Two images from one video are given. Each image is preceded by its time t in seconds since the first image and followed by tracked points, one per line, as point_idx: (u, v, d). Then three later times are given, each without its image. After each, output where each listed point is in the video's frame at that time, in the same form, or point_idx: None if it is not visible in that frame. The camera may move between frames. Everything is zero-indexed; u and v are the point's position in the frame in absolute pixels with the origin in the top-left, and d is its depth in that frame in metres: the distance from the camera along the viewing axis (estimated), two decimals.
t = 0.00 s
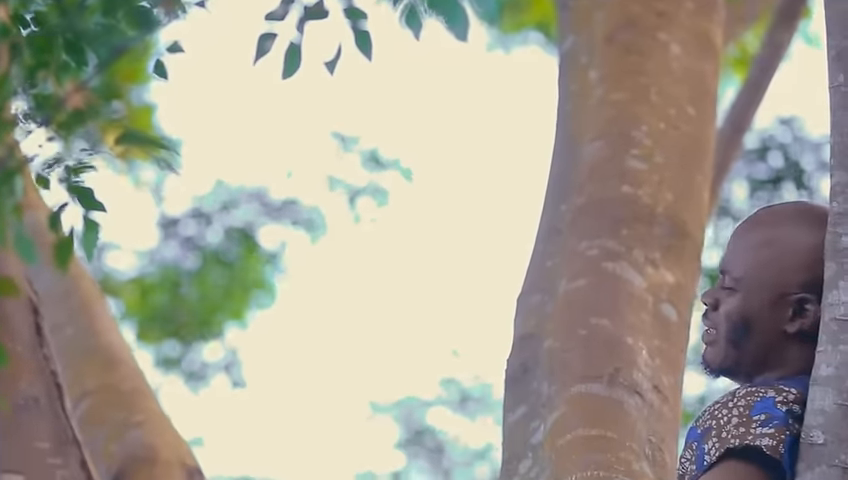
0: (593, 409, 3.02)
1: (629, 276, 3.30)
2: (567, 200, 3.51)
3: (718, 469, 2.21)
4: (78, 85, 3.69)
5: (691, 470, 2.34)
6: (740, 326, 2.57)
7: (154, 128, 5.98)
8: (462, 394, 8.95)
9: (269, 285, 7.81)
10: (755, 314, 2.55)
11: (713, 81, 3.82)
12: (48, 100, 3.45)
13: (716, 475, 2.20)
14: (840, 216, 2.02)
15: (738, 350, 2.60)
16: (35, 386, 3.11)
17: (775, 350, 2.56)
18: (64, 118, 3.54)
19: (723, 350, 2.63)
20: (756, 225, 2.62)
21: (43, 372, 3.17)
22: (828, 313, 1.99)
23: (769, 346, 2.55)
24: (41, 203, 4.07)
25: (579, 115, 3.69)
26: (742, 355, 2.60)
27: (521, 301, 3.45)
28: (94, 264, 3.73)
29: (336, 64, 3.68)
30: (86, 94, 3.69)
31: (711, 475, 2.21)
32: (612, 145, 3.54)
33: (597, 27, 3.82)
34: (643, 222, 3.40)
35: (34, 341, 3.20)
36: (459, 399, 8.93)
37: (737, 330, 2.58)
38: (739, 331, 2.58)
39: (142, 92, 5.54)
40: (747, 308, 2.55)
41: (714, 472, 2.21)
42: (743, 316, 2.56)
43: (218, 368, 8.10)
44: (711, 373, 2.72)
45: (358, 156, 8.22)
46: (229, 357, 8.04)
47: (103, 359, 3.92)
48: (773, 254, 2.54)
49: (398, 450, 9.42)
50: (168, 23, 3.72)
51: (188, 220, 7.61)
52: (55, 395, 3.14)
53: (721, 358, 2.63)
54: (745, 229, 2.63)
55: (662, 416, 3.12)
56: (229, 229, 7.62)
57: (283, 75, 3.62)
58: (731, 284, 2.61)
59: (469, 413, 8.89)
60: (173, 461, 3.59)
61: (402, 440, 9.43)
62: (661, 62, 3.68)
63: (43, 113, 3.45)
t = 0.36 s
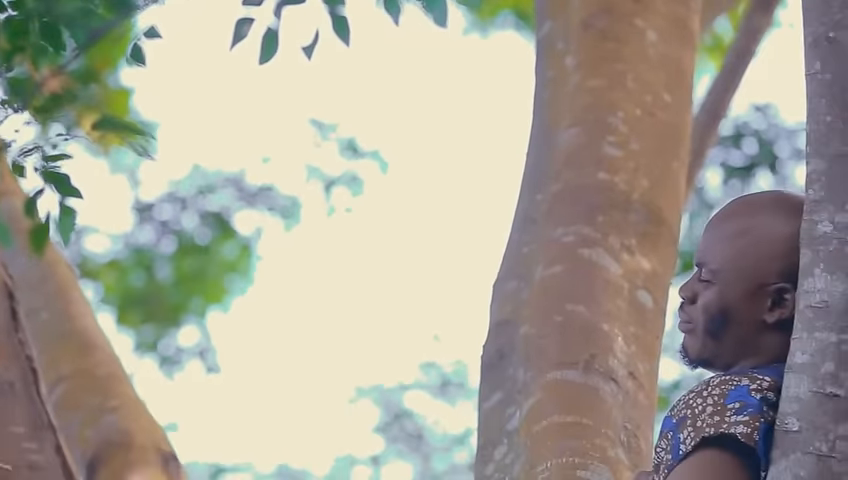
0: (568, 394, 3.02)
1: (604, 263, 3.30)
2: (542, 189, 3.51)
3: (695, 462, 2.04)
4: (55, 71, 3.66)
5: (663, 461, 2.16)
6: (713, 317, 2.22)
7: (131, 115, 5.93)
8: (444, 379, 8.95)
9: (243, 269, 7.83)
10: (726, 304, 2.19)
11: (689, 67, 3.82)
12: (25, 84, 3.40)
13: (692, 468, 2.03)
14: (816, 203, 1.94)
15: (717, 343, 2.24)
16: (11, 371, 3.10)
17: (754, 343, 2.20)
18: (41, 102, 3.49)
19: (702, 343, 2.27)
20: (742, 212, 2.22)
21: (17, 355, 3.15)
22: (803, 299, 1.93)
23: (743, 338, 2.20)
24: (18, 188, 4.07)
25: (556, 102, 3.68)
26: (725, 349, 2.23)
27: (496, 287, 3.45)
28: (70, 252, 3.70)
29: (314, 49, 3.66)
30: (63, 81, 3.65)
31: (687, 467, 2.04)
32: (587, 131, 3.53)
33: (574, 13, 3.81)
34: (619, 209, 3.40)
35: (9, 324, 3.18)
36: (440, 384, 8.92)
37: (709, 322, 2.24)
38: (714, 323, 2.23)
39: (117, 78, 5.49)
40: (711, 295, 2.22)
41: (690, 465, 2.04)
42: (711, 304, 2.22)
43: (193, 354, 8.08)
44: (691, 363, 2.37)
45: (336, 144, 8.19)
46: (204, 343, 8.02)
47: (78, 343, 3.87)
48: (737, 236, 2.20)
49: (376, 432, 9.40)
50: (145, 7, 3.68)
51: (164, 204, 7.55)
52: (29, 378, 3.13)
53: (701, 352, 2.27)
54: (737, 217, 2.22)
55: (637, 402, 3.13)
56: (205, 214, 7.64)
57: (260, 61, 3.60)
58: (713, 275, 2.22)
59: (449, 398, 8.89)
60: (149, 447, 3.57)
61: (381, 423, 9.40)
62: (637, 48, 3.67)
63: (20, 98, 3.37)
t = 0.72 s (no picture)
0: (545, 383, 3.02)
1: (581, 252, 3.30)
2: (520, 178, 3.51)
3: (673, 452, 2.04)
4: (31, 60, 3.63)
5: (640, 450, 2.16)
6: (694, 308, 2.22)
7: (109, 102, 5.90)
8: (417, 368, 8.96)
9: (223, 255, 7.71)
10: (707, 295, 2.19)
11: (668, 57, 3.82)
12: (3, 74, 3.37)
13: (669, 458, 2.03)
14: (793, 193, 1.94)
15: (699, 334, 2.23)
16: None
17: (735, 334, 2.19)
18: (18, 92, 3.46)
19: (683, 335, 2.26)
20: (722, 204, 2.22)
21: None
22: (780, 289, 1.93)
23: (724, 329, 2.20)
24: None
25: (534, 91, 3.68)
26: (706, 340, 2.23)
27: (474, 276, 3.45)
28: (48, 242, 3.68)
29: (293, 39, 3.65)
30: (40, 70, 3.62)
31: (664, 458, 2.04)
32: (565, 121, 3.54)
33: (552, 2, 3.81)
34: (596, 198, 3.40)
35: None
36: (414, 374, 8.92)
37: (690, 314, 2.23)
38: (694, 315, 2.22)
39: (95, 66, 5.46)
40: (693, 286, 2.22)
41: (668, 456, 2.04)
42: (692, 296, 2.22)
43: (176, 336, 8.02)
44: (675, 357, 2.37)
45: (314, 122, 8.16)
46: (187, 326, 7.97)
47: (55, 330, 3.86)
48: (718, 228, 2.20)
49: (351, 421, 9.39)
50: None
51: (145, 187, 7.53)
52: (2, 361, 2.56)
53: (682, 343, 2.26)
54: (716, 209, 2.22)
55: (614, 391, 3.13)
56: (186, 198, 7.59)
57: (238, 51, 3.59)
58: (694, 267, 2.22)
59: (423, 388, 8.89)
60: (125, 434, 3.56)
61: (355, 413, 9.39)
62: (615, 37, 3.68)
63: None
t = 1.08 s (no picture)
0: (524, 372, 3.02)
1: (560, 240, 3.30)
2: (499, 166, 3.50)
3: (651, 439, 2.04)
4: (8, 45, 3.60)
5: (617, 438, 2.16)
6: (671, 295, 2.22)
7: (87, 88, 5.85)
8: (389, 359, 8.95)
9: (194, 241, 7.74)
10: (685, 283, 2.20)
11: (647, 46, 3.83)
12: None
13: (647, 445, 2.03)
14: (772, 182, 1.94)
15: (675, 321, 2.23)
16: None
17: (712, 322, 2.19)
18: None
19: (660, 323, 2.26)
20: (702, 193, 2.22)
21: None
22: (758, 278, 1.94)
23: (700, 316, 2.20)
24: None
25: (513, 79, 3.68)
26: (682, 327, 2.23)
27: (453, 264, 3.44)
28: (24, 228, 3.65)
29: (273, 26, 3.63)
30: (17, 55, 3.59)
31: (642, 445, 2.04)
32: (545, 109, 3.53)
33: None
34: (575, 186, 3.40)
35: None
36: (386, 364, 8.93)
37: (667, 301, 2.23)
38: (672, 301, 2.23)
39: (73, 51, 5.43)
40: (671, 273, 2.22)
41: (646, 442, 2.04)
42: (670, 283, 2.22)
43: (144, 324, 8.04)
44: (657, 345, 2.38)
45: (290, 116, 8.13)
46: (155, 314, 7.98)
47: (31, 317, 3.83)
48: (696, 216, 2.20)
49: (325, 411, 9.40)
50: None
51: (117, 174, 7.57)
52: None
53: (659, 330, 2.26)
54: (696, 198, 2.22)
55: (592, 380, 3.13)
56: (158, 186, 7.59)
57: (219, 38, 3.57)
58: (672, 254, 2.22)
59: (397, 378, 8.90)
60: (104, 421, 3.54)
61: (329, 402, 9.40)
62: (595, 26, 3.68)
63: None
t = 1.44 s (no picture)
0: (502, 358, 3.02)
1: (539, 227, 3.30)
2: (479, 153, 3.50)
3: (630, 424, 2.05)
4: None
5: (597, 424, 2.16)
6: (650, 278, 2.23)
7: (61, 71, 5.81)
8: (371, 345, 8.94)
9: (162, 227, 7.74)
10: (663, 265, 2.21)
11: (626, 34, 3.83)
12: None
13: (626, 431, 2.04)
14: (751, 170, 1.95)
15: (653, 304, 2.24)
16: None
17: (688, 306, 2.20)
18: None
19: (640, 306, 2.27)
20: (686, 179, 2.22)
21: None
22: (737, 267, 1.94)
23: (677, 300, 2.20)
24: None
25: (493, 67, 3.68)
26: (660, 310, 2.23)
27: (432, 251, 3.44)
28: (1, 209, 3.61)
29: (254, 10, 3.62)
30: None
31: (622, 430, 2.05)
32: (524, 96, 3.53)
33: None
34: (555, 174, 3.40)
35: None
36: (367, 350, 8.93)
37: (646, 283, 2.24)
38: (651, 283, 2.23)
39: (47, 34, 5.39)
40: (651, 256, 2.23)
41: (625, 428, 2.05)
42: (650, 265, 2.23)
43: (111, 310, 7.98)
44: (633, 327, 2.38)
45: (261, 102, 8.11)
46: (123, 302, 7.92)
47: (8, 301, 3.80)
48: (678, 200, 2.21)
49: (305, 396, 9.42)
50: None
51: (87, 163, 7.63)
52: None
53: (638, 313, 2.27)
54: (679, 183, 2.22)
55: (571, 367, 3.13)
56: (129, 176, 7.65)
57: (199, 21, 3.55)
58: (653, 237, 2.23)
59: (377, 363, 8.89)
60: (81, 406, 3.52)
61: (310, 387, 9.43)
62: (574, 14, 3.68)
63: None
